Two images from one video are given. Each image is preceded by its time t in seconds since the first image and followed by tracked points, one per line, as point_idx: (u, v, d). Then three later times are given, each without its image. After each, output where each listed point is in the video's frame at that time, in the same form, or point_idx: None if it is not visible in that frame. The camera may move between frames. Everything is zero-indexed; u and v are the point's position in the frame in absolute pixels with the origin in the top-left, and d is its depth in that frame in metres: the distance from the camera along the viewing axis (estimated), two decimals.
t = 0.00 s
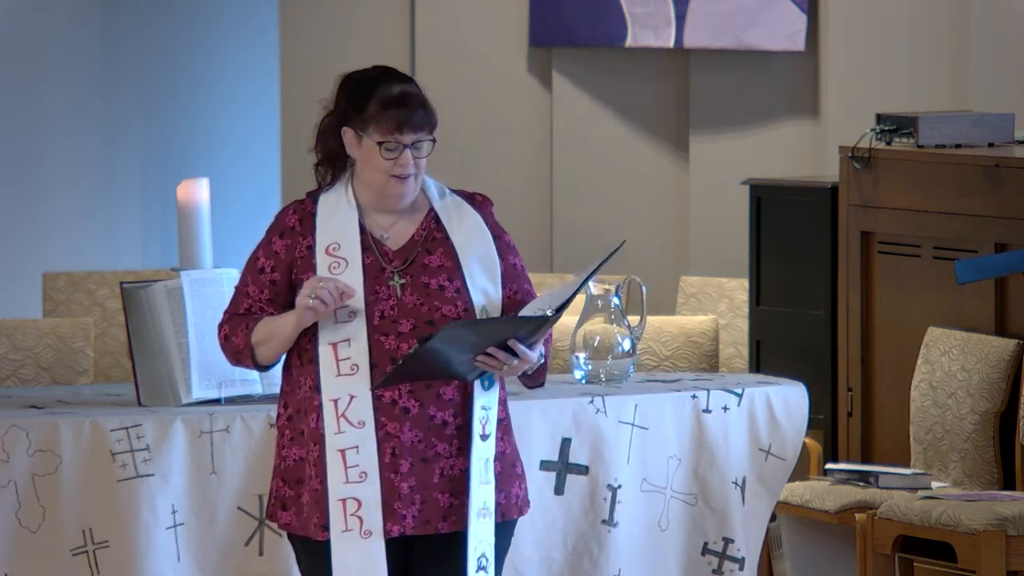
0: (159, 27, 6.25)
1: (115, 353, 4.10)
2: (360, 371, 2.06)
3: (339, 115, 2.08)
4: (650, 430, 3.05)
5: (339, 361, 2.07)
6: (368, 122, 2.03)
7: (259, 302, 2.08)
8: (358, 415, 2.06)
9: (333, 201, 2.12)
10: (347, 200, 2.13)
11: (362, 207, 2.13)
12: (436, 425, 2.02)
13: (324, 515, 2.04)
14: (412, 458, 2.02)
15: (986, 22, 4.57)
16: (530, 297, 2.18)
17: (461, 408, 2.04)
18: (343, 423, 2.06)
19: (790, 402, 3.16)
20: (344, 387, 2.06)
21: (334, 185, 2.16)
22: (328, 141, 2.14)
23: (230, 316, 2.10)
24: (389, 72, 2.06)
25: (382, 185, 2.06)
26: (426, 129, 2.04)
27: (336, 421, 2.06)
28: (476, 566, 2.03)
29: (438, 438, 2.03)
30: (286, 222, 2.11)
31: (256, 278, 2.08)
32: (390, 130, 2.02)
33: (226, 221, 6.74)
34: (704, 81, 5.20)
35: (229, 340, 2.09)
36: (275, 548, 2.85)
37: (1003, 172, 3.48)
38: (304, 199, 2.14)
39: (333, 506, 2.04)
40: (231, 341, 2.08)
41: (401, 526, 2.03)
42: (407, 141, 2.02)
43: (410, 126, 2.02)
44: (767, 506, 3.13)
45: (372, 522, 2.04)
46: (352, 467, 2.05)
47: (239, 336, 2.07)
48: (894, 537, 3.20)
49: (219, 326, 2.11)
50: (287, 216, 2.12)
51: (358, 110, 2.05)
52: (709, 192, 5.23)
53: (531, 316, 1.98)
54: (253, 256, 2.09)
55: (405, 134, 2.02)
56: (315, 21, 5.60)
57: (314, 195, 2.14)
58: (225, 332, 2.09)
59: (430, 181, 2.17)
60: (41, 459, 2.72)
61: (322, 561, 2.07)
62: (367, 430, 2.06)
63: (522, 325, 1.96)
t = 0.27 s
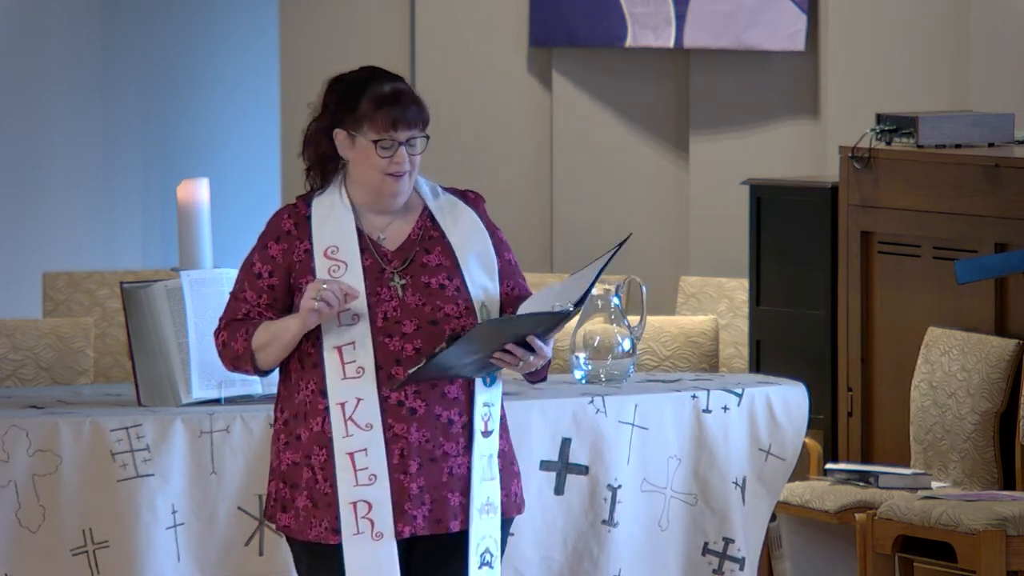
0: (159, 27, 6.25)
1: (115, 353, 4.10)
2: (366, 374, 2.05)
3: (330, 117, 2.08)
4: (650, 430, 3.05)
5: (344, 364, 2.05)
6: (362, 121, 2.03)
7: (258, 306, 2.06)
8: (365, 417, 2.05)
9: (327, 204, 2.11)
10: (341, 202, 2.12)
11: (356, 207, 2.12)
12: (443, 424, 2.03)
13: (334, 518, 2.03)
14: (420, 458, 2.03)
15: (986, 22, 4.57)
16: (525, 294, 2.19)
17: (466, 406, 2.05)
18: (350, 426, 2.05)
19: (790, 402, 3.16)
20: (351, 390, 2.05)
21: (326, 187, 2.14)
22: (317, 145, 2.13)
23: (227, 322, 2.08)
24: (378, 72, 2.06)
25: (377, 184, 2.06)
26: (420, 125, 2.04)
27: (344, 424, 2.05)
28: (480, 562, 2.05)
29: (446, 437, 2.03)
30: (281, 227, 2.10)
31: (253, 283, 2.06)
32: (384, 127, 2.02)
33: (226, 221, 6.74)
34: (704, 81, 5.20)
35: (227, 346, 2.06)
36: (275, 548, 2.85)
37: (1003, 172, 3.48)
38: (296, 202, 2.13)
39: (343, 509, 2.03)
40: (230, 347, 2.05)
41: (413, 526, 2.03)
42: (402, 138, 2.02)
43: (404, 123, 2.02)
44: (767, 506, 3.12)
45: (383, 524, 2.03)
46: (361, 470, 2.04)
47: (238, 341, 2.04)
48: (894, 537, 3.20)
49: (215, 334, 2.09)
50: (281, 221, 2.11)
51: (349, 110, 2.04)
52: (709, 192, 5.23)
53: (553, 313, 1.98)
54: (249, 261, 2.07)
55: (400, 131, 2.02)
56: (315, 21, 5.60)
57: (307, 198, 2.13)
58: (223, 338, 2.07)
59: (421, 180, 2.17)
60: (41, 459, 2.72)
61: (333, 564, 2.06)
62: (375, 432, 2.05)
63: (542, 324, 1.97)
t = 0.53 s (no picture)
0: (159, 27, 6.25)
1: (115, 353, 4.10)
2: (372, 373, 2.05)
3: (321, 117, 2.08)
4: (650, 430, 3.05)
5: (350, 362, 2.05)
6: (354, 119, 2.04)
7: (256, 306, 2.04)
8: (371, 416, 2.05)
9: (320, 203, 2.11)
10: (335, 200, 2.11)
11: (349, 204, 2.12)
12: (449, 418, 2.05)
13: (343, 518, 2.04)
14: (428, 453, 2.04)
15: (986, 22, 4.57)
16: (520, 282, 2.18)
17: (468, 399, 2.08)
18: (357, 425, 2.04)
19: (790, 402, 3.15)
20: (357, 389, 2.04)
21: (319, 184, 2.14)
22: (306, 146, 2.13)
23: (224, 323, 2.05)
24: (369, 70, 2.07)
25: (370, 182, 2.06)
26: (412, 121, 2.05)
27: (350, 424, 2.04)
28: (480, 551, 2.05)
29: (452, 430, 2.05)
30: (276, 228, 2.08)
31: (250, 284, 2.04)
32: (377, 123, 2.03)
33: (226, 221, 6.74)
34: (704, 81, 5.20)
35: (225, 347, 2.04)
36: (275, 548, 2.85)
37: (1003, 172, 3.49)
38: (288, 203, 2.12)
39: (352, 508, 2.03)
40: (228, 347, 2.03)
41: (426, 521, 2.05)
42: (395, 133, 2.03)
43: (397, 119, 2.03)
44: (767, 506, 3.12)
45: (390, 521, 2.04)
46: (368, 469, 2.04)
47: (237, 341, 2.02)
48: (894, 537, 3.20)
49: (210, 336, 2.06)
50: (275, 221, 2.09)
51: (340, 109, 2.05)
52: (709, 193, 5.23)
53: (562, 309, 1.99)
54: (245, 262, 2.05)
55: (393, 126, 2.03)
56: (315, 21, 5.60)
57: (298, 199, 2.12)
58: (220, 339, 2.04)
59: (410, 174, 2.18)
60: (41, 459, 2.72)
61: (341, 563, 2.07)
62: (382, 430, 2.05)
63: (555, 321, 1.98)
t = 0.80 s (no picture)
0: (159, 27, 6.25)
1: (115, 353, 4.10)
2: (393, 374, 2.03)
3: (332, 119, 2.07)
4: (650, 430, 3.05)
5: (371, 364, 2.02)
6: (362, 114, 2.03)
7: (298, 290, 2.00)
8: (390, 418, 2.02)
9: (339, 203, 2.10)
10: (353, 200, 2.10)
11: (367, 205, 2.10)
12: (465, 420, 2.04)
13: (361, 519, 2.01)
14: (444, 454, 2.03)
15: (986, 22, 4.57)
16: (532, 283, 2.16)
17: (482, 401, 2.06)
18: (377, 427, 2.01)
19: (790, 402, 3.15)
20: (377, 390, 2.03)
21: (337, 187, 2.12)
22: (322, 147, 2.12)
23: (268, 307, 1.97)
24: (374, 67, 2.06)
25: (385, 176, 2.03)
26: (421, 113, 2.03)
27: (370, 426, 2.01)
28: (491, 552, 2.03)
29: (468, 432, 2.04)
30: (298, 225, 2.07)
31: (289, 272, 2.01)
32: (386, 115, 2.01)
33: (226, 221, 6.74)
34: (704, 81, 5.20)
35: (273, 327, 1.95)
36: (275, 547, 2.85)
37: (1003, 172, 3.49)
38: (305, 202, 2.10)
39: (370, 510, 2.01)
40: (276, 326, 1.94)
41: (439, 521, 2.03)
42: (405, 125, 2.01)
43: (405, 110, 2.01)
44: (767, 506, 3.12)
45: (407, 522, 2.02)
46: (387, 470, 2.01)
47: (286, 315, 1.94)
48: (894, 537, 3.20)
49: (253, 320, 1.97)
50: (296, 219, 2.08)
51: (349, 108, 2.04)
52: (709, 192, 5.23)
53: (584, 307, 1.99)
54: (279, 254, 2.03)
55: (402, 117, 2.01)
56: (315, 21, 5.60)
57: (315, 199, 2.11)
58: (266, 320, 1.96)
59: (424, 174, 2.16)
60: (41, 459, 2.72)
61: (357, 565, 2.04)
62: (401, 431, 2.02)
63: (579, 320, 1.98)
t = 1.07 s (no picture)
0: (158, 26, 6.25)
1: (115, 353, 4.10)
2: (440, 372, 1.98)
3: (396, 116, 2.07)
4: (650, 430, 3.05)
5: (421, 358, 1.97)
6: (429, 110, 2.03)
7: (356, 286, 1.95)
8: (432, 415, 1.97)
9: (399, 200, 2.05)
10: (413, 198, 2.06)
11: (426, 204, 2.07)
12: (503, 426, 1.99)
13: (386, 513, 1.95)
14: (477, 457, 1.98)
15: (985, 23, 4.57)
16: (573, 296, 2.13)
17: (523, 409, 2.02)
18: (417, 421, 1.96)
19: (790, 402, 3.15)
20: (423, 386, 1.97)
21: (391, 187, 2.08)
22: (381, 149, 2.10)
23: (323, 301, 1.92)
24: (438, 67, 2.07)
25: (449, 172, 2.03)
26: (486, 109, 2.04)
27: (410, 420, 1.96)
28: (519, 562, 1.99)
29: (504, 437, 1.99)
30: (359, 218, 2.02)
31: (347, 267, 1.96)
32: (452, 109, 2.01)
33: (225, 221, 6.74)
34: (704, 82, 5.20)
35: (327, 320, 1.90)
36: (275, 547, 2.85)
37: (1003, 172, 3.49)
38: (366, 198, 2.06)
39: (395, 504, 1.94)
40: (331, 318, 1.90)
41: (456, 524, 1.97)
42: (472, 119, 2.01)
43: (471, 104, 2.02)
44: (767, 506, 3.12)
45: (431, 521, 1.96)
46: (419, 466, 1.95)
47: (343, 309, 1.90)
48: (894, 537, 3.19)
49: (308, 315, 1.92)
50: (357, 212, 2.03)
51: (414, 104, 2.04)
52: (709, 192, 5.23)
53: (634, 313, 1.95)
54: (338, 248, 1.97)
55: (467, 111, 2.01)
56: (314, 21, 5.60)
57: (377, 195, 2.06)
58: (321, 314, 1.91)
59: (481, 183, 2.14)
60: (40, 459, 2.72)
61: (372, 561, 1.97)
62: (439, 430, 1.97)
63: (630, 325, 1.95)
